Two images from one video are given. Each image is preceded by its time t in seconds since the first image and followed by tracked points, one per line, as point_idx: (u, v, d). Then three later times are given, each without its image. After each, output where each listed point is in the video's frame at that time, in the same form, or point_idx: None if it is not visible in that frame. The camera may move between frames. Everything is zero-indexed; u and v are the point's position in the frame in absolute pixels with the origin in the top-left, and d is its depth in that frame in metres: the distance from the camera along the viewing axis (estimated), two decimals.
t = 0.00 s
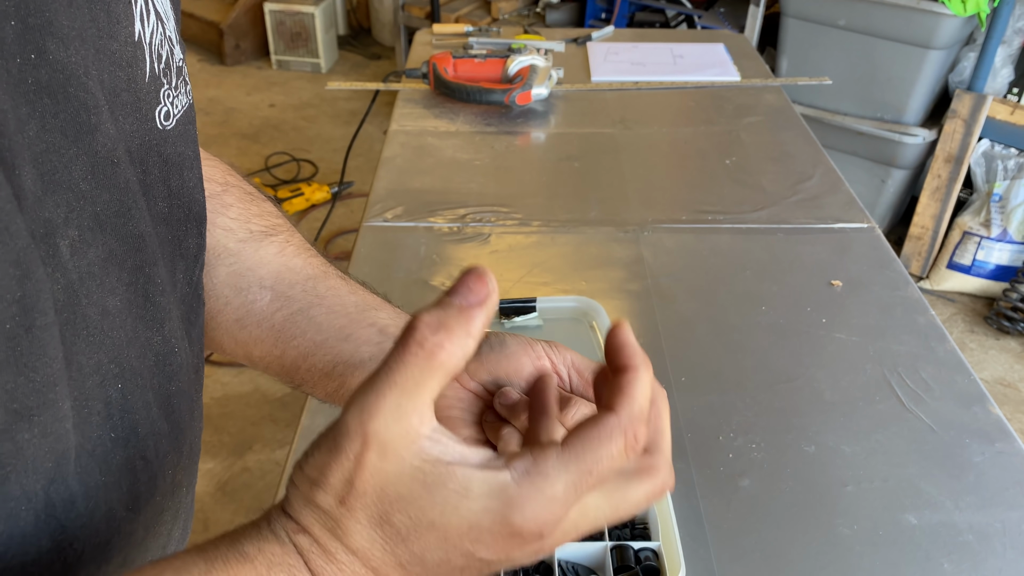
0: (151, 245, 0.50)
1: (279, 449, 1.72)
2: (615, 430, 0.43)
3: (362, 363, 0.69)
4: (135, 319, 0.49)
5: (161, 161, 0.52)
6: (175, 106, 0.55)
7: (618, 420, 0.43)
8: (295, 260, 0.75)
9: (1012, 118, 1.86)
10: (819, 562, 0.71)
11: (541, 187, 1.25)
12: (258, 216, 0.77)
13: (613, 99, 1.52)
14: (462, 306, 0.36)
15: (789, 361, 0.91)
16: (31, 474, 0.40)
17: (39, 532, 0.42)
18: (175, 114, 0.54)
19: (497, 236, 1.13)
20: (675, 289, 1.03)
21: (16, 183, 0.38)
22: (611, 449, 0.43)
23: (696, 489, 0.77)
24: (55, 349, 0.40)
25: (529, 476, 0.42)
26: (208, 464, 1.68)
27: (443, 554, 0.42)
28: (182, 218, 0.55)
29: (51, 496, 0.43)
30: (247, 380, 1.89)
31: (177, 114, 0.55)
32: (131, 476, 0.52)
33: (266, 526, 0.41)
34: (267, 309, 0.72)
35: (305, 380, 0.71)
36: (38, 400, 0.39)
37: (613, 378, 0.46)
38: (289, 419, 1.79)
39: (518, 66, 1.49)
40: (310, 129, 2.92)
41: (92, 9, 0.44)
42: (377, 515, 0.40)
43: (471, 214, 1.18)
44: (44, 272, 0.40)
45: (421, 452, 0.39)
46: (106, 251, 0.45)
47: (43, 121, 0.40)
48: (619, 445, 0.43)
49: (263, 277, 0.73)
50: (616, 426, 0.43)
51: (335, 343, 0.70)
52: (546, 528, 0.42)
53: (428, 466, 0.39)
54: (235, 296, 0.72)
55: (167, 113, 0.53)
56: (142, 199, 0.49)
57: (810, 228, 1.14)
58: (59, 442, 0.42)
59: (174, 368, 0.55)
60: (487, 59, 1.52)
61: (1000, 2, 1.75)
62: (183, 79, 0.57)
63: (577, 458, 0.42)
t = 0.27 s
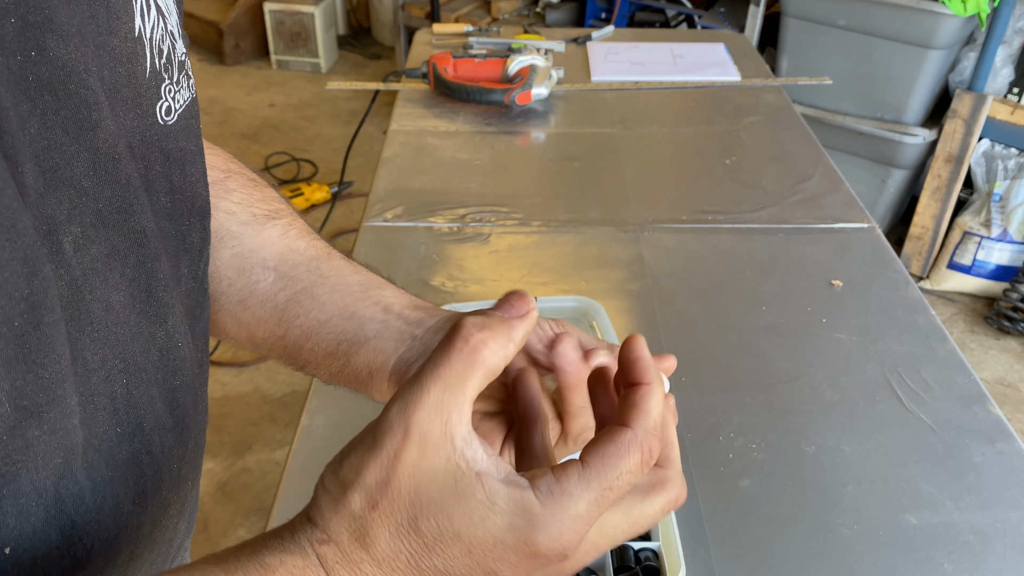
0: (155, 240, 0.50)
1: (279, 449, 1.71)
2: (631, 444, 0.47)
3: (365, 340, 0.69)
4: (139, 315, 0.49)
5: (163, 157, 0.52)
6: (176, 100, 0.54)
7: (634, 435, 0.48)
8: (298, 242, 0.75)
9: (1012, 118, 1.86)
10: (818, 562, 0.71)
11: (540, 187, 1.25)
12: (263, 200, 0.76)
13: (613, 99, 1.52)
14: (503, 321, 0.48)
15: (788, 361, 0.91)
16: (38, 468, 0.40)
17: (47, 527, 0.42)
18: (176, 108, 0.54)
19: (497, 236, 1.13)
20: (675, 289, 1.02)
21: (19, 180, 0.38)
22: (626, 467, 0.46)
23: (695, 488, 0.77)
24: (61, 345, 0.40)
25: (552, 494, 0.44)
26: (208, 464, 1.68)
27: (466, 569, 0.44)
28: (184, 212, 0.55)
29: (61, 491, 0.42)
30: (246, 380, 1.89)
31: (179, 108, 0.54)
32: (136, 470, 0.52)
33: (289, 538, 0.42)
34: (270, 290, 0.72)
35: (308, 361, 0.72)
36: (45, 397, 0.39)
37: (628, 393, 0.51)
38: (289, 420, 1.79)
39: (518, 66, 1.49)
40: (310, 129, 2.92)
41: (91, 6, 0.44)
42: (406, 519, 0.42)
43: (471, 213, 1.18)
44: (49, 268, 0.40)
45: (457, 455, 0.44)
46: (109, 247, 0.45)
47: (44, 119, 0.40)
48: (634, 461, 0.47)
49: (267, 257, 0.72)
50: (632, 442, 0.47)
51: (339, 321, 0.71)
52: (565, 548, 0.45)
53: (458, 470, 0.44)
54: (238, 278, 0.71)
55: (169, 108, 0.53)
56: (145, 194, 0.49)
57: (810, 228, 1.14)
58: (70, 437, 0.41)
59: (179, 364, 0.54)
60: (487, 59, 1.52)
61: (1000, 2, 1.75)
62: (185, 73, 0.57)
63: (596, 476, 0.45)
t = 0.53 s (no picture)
0: (157, 245, 0.50)
1: (279, 450, 1.71)
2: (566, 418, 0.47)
3: (379, 346, 0.71)
4: (141, 320, 0.49)
5: (166, 162, 0.52)
6: (182, 104, 0.54)
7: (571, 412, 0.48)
8: (309, 249, 0.75)
9: (1012, 118, 1.86)
10: (819, 562, 0.71)
11: (541, 187, 1.25)
12: (271, 209, 0.77)
13: (613, 99, 1.52)
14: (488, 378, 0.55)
15: (788, 361, 0.91)
16: (35, 474, 0.40)
17: (42, 535, 0.42)
18: (180, 112, 0.54)
19: (497, 236, 1.13)
20: (675, 289, 1.02)
21: (18, 183, 0.38)
22: (564, 432, 0.46)
23: (695, 489, 0.77)
24: (58, 350, 0.40)
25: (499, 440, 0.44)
26: (208, 464, 1.68)
27: (420, 511, 0.41)
28: (188, 218, 0.55)
29: (56, 498, 0.42)
30: (246, 380, 1.89)
31: (184, 113, 0.54)
32: (134, 475, 0.52)
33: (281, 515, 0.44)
34: (281, 296, 0.71)
35: (319, 368, 0.72)
36: (41, 402, 0.39)
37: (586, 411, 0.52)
38: (288, 420, 1.79)
39: (518, 66, 1.48)
40: (309, 129, 2.92)
41: (95, 8, 0.44)
42: (375, 463, 0.44)
43: (471, 213, 1.18)
44: (47, 272, 0.40)
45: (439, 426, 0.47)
46: (110, 251, 0.45)
47: (46, 122, 0.40)
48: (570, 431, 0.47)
49: (278, 264, 0.72)
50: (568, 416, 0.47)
51: (350, 327, 0.71)
52: (514, 490, 0.42)
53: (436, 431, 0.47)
54: (248, 283, 0.71)
55: (173, 112, 0.53)
56: (148, 198, 0.49)
57: (810, 228, 1.14)
58: (63, 444, 0.41)
59: (179, 369, 0.54)
60: (488, 59, 1.52)
61: (1001, 2, 1.75)
62: (191, 77, 0.57)
63: (538, 435, 0.45)
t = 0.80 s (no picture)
0: (153, 246, 0.50)
1: (279, 449, 1.71)
2: (511, 367, 0.34)
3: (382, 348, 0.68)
4: (139, 320, 0.49)
5: (163, 163, 0.52)
6: (179, 105, 0.54)
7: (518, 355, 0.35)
8: (310, 251, 0.76)
9: (1012, 119, 1.86)
10: (819, 562, 0.71)
11: (541, 187, 1.25)
12: (273, 211, 0.77)
13: (613, 99, 1.52)
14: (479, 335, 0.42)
15: (788, 361, 0.91)
16: (31, 475, 0.40)
17: (38, 535, 0.42)
18: (178, 113, 0.54)
19: (497, 236, 1.13)
20: (675, 288, 1.02)
21: (18, 184, 0.38)
22: (514, 377, 0.34)
23: (696, 489, 0.77)
24: (57, 351, 0.40)
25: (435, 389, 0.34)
26: (208, 464, 1.68)
27: (353, 480, 0.32)
28: (185, 219, 0.55)
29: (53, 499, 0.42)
30: (246, 380, 1.89)
31: (182, 114, 0.54)
32: (130, 477, 0.52)
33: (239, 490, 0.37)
34: (285, 298, 0.71)
35: (322, 369, 0.70)
36: (40, 403, 0.39)
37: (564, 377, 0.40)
38: (289, 419, 1.79)
39: (518, 66, 1.49)
40: (310, 129, 2.92)
41: (94, 9, 0.44)
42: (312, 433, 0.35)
43: (471, 213, 1.18)
44: (47, 273, 0.40)
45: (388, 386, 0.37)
46: (109, 252, 0.45)
47: (46, 122, 0.40)
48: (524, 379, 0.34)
49: (281, 266, 0.73)
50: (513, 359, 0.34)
51: (355, 329, 0.69)
52: (442, 445, 0.32)
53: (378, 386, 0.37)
54: (250, 286, 0.72)
55: (171, 113, 0.53)
56: (144, 199, 0.49)
57: (810, 228, 1.14)
58: (62, 445, 0.41)
59: (177, 370, 0.54)
60: (487, 59, 1.52)
61: (1001, 2, 1.75)
62: (189, 78, 0.57)
63: (480, 380, 0.34)
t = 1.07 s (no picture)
0: (151, 248, 0.50)
1: (279, 449, 1.72)
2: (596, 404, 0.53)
3: (390, 358, 0.71)
4: (135, 320, 0.49)
5: (161, 165, 0.52)
6: (179, 108, 0.54)
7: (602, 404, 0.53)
8: (317, 260, 0.75)
9: (1012, 119, 1.86)
10: (819, 562, 0.71)
11: (541, 187, 1.25)
12: (279, 220, 0.77)
13: (613, 99, 1.52)
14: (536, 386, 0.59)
15: (789, 361, 0.91)
16: (38, 473, 0.40)
17: (44, 535, 0.42)
18: (178, 116, 0.54)
19: (497, 236, 1.13)
20: (675, 288, 1.03)
21: (16, 183, 0.38)
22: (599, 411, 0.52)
23: (696, 490, 0.77)
24: (58, 350, 0.40)
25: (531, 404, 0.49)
26: (208, 464, 1.68)
27: (460, 446, 0.46)
28: (183, 221, 0.55)
29: (59, 496, 0.42)
30: (246, 380, 1.89)
31: (181, 116, 0.54)
32: (127, 478, 0.52)
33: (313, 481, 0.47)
34: (292, 306, 0.71)
35: (328, 378, 0.72)
36: (45, 402, 0.39)
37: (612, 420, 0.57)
38: (289, 419, 1.79)
39: (518, 66, 1.49)
40: (310, 129, 2.92)
41: (91, 10, 0.44)
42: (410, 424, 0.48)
43: (471, 213, 1.18)
44: (45, 272, 0.40)
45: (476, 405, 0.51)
46: (105, 253, 0.45)
47: (42, 123, 0.40)
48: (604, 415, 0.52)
49: (287, 275, 0.72)
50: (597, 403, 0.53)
51: (362, 338, 0.71)
52: (540, 433, 0.47)
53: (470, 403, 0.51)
54: (257, 294, 0.71)
55: (170, 116, 0.53)
56: (142, 200, 0.49)
57: (810, 228, 1.14)
58: (67, 442, 0.42)
59: (174, 371, 0.54)
60: (488, 59, 1.52)
61: (1000, 2, 1.75)
62: (189, 81, 0.57)
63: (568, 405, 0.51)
